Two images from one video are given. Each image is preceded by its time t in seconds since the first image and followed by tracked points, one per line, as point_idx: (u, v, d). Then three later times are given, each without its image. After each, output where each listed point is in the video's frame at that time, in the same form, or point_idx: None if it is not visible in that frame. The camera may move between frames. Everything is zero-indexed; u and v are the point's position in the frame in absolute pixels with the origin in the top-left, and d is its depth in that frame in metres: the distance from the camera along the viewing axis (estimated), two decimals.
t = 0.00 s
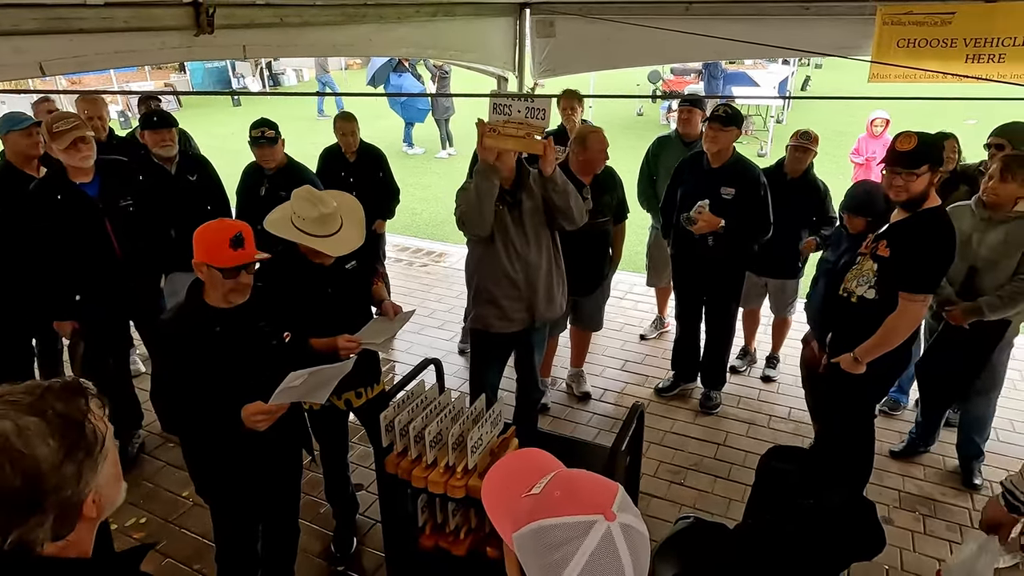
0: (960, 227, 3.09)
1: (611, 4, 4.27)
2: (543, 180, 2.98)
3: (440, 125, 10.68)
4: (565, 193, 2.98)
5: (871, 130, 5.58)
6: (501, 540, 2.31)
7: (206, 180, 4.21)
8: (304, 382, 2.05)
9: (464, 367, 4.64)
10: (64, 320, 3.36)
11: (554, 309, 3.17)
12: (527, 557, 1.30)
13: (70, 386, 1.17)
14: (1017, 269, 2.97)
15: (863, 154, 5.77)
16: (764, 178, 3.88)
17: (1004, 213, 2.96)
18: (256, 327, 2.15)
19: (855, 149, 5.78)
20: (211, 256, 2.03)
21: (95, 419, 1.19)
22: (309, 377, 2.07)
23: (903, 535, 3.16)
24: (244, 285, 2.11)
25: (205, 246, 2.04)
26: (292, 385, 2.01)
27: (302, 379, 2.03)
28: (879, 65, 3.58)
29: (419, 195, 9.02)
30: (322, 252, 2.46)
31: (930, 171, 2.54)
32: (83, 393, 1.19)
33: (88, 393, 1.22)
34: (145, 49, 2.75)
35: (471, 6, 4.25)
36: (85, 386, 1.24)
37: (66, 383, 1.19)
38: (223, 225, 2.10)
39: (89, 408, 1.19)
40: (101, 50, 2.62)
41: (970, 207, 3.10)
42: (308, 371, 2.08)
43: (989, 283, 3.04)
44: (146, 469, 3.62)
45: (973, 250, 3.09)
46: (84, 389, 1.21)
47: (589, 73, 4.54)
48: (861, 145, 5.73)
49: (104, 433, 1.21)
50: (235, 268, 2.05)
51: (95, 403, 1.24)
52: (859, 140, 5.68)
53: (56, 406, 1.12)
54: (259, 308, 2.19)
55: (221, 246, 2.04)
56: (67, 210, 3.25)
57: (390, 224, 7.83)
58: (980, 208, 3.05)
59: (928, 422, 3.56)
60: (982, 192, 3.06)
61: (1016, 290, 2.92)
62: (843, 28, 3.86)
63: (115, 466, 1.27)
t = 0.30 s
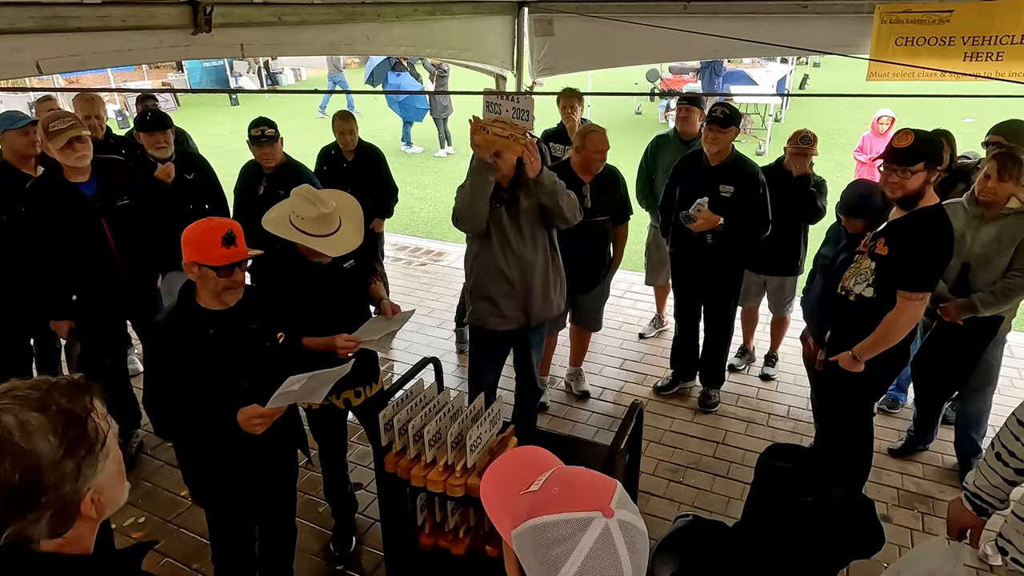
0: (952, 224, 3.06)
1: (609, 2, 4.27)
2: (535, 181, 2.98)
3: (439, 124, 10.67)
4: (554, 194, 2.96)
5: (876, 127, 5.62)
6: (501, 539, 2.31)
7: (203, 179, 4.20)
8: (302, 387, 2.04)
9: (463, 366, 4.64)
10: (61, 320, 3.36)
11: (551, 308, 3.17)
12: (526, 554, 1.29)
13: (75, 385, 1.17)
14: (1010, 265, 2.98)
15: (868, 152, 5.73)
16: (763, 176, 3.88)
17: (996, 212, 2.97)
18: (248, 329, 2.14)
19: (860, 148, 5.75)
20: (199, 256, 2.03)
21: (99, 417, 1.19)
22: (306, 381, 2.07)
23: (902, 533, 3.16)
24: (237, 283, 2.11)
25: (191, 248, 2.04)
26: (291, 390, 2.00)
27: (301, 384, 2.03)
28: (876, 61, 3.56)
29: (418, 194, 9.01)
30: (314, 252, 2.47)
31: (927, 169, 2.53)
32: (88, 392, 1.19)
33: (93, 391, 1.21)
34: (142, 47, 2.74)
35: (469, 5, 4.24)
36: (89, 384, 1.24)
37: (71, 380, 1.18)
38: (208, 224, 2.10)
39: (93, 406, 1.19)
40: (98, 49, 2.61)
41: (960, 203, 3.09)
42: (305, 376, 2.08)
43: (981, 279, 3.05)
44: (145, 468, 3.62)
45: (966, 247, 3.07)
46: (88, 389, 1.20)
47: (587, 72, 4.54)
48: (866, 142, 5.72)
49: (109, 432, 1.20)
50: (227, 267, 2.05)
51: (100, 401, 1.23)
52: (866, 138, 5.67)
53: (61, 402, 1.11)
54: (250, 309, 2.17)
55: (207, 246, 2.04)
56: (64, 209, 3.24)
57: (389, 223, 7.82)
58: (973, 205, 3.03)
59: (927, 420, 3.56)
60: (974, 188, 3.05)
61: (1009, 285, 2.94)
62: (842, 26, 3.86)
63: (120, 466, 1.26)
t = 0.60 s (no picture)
0: (952, 223, 3.05)
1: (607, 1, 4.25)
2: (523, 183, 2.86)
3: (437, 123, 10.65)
4: (538, 195, 2.85)
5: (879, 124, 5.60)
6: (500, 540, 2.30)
7: (199, 179, 4.17)
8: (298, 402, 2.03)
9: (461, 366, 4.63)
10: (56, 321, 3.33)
11: (547, 309, 3.15)
12: (522, 556, 1.28)
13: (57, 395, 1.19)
14: (1009, 262, 2.98)
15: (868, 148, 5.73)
16: (761, 175, 3.86)
17: (995, 210, 2.97)
18: (234, 336, 2.11)
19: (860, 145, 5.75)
20: (179, 266, 1.99)
21: (76, 437, 1.17)
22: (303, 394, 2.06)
23: (902, 533, 3.15)
24: (227, 285, 2.08)
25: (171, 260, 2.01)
26: (289, 402, 2.00)
27: (299, 396, 2.03)
28: (874, 60, 3.57)
29: (416, 193, 9.00)
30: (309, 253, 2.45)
31: (923, 167, 2.52)
32: (71, 409, 1.19)
33: (81, 408, 1.21)
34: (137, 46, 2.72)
35: (467, 4, 4.22)
36: (90, 397, 1.28)
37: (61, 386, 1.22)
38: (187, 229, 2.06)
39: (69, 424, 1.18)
40: (92, 48, 2.59)
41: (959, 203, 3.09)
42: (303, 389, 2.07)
43: (981, 277, 3.04)
44: (142, 470, 3.60)
45: (965, 245, 3.07)
46: (80, 406, 1.22)
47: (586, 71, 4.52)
48: (866, 139, 5.71)
49: (91, 455, 1.18)
50: (213, 272, 2.02)
51: (94, 419, 1.23)
52: (866, 135, 5.67)
53: (20, 415, 1.12)
54: (237, 316, 2.16)
55: (185, 254, 2.00)
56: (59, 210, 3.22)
57: (387, 222, 7.81)
58: (971, 203, 3.03)
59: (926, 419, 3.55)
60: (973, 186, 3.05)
61: (1011, 283, 2.93)
62: (841, 24, 3.83)
63: (118, 492, 1.23)
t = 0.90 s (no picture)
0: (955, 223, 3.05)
1: None
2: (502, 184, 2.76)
3: (436, 122, 10.63)
4: (516, 194, 2.77)
5: (875, 122, 5.59)
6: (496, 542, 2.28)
7: (196, 179, 4.16)
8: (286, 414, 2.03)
9: (459, 366, 4.62)
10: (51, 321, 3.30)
11: (541, 310, 3.12)
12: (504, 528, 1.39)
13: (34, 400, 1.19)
14: (1015, 262, 2.96)
15: (864, 147, 5.72)
16: (759, 174, 3.85)
17: (1000, 210, 2.95)
18: (213, 346, 2.10)
19: (857, 142, 5.73)
20: (153, 275, 1.97)
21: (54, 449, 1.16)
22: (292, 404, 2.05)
23: (901, 533, 3.14)
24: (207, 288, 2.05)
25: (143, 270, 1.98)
26: (276, 412, 2.00)
27: (287, 406, 2.01)
28: (871, 58, 3.59)
29: (414, 193, 8.98)
30: (299, 254, 2.44)
31: (920, 164, 2.50)
32: (48, 419, 1.18)
33: (61, 415, 1.20)
34: (133, 45, 2.71)
35: (464, 3, 4.21)
36: (76, 401, 1.27)
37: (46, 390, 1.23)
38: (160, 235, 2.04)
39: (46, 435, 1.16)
40: (87, 47, 2.58)
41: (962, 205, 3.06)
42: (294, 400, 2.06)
43: (986, 278, 3.02)
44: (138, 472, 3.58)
45: (970, 244, 3.05)
46: (64, 411, 1.22)
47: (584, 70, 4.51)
48: (863, 137, 5.70)
49: (70, 467, 1.17)
50: (188, 278, 1.99)
51: (73, 427, 1.21)
52: (863, 133, 5.66)
53: None
54: (218, 325, 2.14)
55: (157, 262, 1.97)
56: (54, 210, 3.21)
57: (385, 222, 7.79)
58: (977, 202, 3.02)
59: (926, 419, 3.53)
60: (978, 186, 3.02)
61: (1015, 283, 2.92)
62: (840, 23, 3.82)
63: (103, 501, 1.23)
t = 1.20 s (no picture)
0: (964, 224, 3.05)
1: None
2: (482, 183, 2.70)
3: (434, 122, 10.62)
4: (498, 193, 2.70)
5: (872, 122, 5.59)
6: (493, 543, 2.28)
7: (192, 179, 4.14)
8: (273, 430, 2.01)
9: (458, 366, 4.61)
10: (48, 322, 3.28)
11: (536, 313, 3.11)
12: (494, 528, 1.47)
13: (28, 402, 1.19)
14: None
15: (861, 146, 5.71)
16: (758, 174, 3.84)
17: (1011, 210, 2.94)
18: (199, 354, 2.09)
19: (856, 142, 5.68)
20: (135, 283, 1.94)
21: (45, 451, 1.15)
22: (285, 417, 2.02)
23: (901, 532, 3.14)
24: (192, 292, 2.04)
25: (122, 280, 1.96)
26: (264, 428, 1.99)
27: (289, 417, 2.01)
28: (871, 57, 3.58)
29: (413, 192, 8.97)
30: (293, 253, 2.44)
31: (919, 162, 2.48)
32: (37, 420, 1.17)
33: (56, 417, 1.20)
34: (128, 44, 2.69)
35: (462, 2, 4.19)
36: (69, 400, 1.27)
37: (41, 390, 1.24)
38: (139, 240, 2.01)
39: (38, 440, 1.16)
40: (82, 46, 2.57)
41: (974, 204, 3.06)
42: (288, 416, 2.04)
43: (996, 279, 3.02)
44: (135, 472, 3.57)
45: (979, 246, 3.05)
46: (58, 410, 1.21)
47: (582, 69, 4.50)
48: (860, 136, 5.69)
49: (61, 468, 1.16)
50: (173, 283, 1.97)
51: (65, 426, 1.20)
52: (860, 132, 5.66)
53: None
54: (200, 332, 2.12)
55: (135, 270, 1.94)
56: (51, 210, 3.19)
57: (384, 222, 7.78)
58: (987, 204, 3.01)
59: (928, 421, 3.53)
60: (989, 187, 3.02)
61: None
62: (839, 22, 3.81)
63: (98, 502, 1.22)
